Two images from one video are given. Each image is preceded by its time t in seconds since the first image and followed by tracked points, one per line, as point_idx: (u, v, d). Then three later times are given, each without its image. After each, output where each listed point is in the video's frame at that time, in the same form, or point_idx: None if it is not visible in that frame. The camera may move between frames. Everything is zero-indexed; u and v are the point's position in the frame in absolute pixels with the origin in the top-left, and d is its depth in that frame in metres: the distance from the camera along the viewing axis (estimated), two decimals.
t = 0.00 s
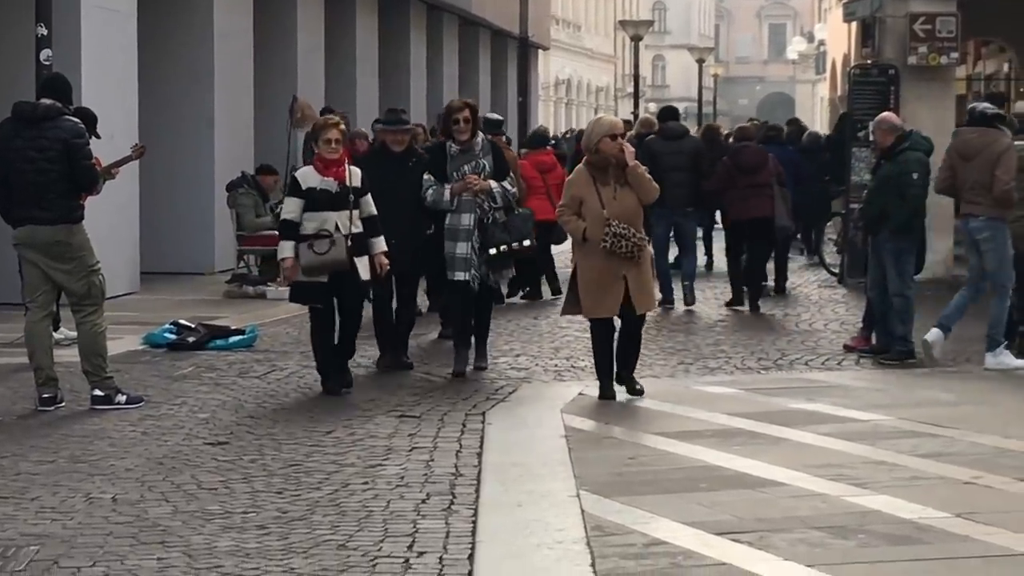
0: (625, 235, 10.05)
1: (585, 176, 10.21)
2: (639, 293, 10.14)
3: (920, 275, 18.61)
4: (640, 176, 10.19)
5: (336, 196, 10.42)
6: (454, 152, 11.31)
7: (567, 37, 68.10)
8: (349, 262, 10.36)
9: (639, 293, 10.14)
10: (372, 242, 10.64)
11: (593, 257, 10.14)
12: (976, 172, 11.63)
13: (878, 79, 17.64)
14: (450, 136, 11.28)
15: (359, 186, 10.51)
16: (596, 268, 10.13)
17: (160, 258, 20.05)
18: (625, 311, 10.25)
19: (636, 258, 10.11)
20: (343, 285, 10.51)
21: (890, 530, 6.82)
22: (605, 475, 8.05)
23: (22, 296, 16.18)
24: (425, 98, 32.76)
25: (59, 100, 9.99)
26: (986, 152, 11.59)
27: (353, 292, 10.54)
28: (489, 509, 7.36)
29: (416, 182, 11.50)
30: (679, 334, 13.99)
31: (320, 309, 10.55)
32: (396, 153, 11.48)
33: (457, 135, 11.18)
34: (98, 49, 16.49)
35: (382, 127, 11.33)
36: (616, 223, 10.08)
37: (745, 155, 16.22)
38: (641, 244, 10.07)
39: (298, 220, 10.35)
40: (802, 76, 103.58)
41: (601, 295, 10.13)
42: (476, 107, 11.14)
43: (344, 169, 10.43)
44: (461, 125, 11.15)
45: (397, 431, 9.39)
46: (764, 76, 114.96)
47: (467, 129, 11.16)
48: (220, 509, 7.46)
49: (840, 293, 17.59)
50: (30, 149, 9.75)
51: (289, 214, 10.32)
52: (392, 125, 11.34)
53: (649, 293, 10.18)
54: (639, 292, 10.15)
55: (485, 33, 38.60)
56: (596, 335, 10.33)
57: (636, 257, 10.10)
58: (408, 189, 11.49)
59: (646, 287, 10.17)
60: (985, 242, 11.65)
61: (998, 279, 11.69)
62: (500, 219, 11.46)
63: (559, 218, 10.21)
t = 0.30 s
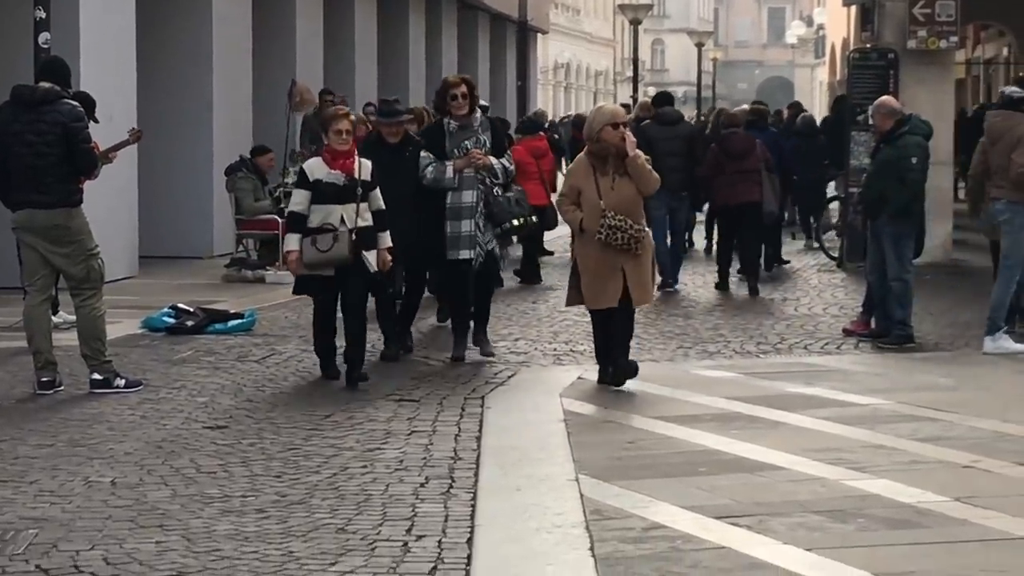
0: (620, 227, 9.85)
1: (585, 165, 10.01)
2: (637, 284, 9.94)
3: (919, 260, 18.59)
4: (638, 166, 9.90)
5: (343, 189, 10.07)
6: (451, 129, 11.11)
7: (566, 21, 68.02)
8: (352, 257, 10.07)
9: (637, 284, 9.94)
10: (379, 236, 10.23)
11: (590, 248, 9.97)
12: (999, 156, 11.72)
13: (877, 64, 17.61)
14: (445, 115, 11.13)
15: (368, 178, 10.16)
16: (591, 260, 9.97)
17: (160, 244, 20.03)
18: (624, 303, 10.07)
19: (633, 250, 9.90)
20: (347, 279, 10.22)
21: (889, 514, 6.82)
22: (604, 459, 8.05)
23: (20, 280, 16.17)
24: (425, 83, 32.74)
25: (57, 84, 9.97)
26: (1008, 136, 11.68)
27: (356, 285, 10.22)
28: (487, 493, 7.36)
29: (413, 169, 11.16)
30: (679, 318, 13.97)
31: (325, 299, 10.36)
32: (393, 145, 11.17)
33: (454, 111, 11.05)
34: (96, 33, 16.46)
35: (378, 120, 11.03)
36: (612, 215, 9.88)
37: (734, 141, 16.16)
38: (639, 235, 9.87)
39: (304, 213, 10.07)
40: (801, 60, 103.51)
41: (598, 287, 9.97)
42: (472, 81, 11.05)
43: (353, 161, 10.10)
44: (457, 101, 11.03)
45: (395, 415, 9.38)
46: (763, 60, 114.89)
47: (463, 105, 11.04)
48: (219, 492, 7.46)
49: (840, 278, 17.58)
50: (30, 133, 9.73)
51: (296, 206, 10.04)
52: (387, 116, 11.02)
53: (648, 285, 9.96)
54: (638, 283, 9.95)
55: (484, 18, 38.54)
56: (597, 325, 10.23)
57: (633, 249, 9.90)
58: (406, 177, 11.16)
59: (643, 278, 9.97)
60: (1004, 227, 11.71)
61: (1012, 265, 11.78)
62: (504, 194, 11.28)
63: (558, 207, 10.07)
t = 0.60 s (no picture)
0: (627, 224, 9.75)
1: (592, 159, 9.89)
2: (638, 283, 9.85)
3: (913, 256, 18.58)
4: (647, 164, 9.84)
5: (346, 179, 9.94)
6: (455, 132, 10.80)
7: (561, 17, 68.01)
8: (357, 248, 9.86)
9: (638, 283, 9.85)
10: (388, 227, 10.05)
11: (593, 243, 9.86)
12: None
13: (871, 60, 17.62)
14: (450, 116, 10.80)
15: (374, 169, 9.98)
16: (594, 255, 9.85)
17: (155, 242, 20.01)
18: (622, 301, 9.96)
19: (636, 248, 9.81)
20: (354, 275, 10.02)
21: (883, 510, 6.83)
22: (599, 455, 8.05)
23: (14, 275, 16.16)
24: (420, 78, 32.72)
25: (53, 80, 9.95)
26: None
27: (361, 279, 10.04)
28: (482, 489, 7.36)
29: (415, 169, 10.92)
30: (673, 314, 13.98)
31: (330, 296, 10.12)
32: (390, 139, 10.97)
33: (459, 116, 10.71)
34: (90, 29, 16.44)
35: (377, 115, 10.78)
36: (619, 211, 9.78)
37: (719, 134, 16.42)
38: (643, 233, 9.78)
39: (308, 205, 9.95)
40: (796, 56, 103.53)
41: (599, 283, 9.84)
42: (479, 85, 10.68)
43: (357, 152, 9.97)
44: (463, 106, 10.69)
45: (390, 411, 9.38)
46: (758, 56, 114.88)
47: (469, 110, 10.70)
48: (213, 488, 7.45)
49: (834, 274, 17.59)
50: (25, 129, 9.72)
51: (301, 198, 9.93)
52: (384, 111, 10.78)
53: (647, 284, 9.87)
54: (638, 281, 9.85)
55: (479, 13, 38.52)
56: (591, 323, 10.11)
57: (636, 247, 9.81)
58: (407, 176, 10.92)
59: (643, 277, 9.88)
60: None
61: None
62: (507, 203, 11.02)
63: (560, 199, 9.92)
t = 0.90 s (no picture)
0: (631, 231, 9.65)
1: (595, 164, 9.74)
2: (639, 290, 9.78)
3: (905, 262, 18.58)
4: (651, 170, 9.68)
5: (348, 193, 9.65)
6: (458, 133, 10.61)
7: (554, 23, 68.03)
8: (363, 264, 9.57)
9: (638, 290, 9.78)
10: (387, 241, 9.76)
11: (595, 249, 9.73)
12: None
13: (863, 67, 17.63)
14: (453, 117, 10.60)
15: (375, 182, 9.71)
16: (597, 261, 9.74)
17: (149, 248, 19.99)
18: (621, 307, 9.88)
19: (637, 255, 9.73)
20: (358, 292, 9.74)
21: (876, 517, 6.83)
22: (591, 462, 8.05)
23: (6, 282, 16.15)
24: (412, 83, 32.71)
25: (46, 86, 9.94)
26: None
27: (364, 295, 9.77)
28: (475, 496, 7.36)
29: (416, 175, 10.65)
30: (666, 321, 13.99)
31: (334, 312, 9.73)
32: (393, 146, 10.66)
33: (462, 118, 10.51)
34: (83, 36, 16.42)
35: (382, 121, 10.45)
36: (624, 218, 9.67)
37: (708, 144, 16.58)
38: (645, 241, 9.70)
39: (308, 220, 9.63)
40: (788, 63, 103.67)
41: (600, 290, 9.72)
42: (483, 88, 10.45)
43: (359, 165, 9.71)
44: (465, 107, 10.48)
45: (382, 418, 9.38)
46: (750, 62, 115.01)
47: (471, 112, 10.48)
48: (205, 495, 7.44)
49: (827, 281, 17.60)
50: (17, 136, 9.71)
51: (300, 213, 9.60)
52: (388, 119, 10.45)
53: (646, 290, 9.81)
54: (638, 288, 9.79)
55: (472, 19, 38.52)
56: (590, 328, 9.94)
57: (638, 254, 9.73)
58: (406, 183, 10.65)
59: (644, 284, 9.81)
60: None
61: None
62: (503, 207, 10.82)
63: (561, 203, 9.76)
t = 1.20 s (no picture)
0: (642, 246, 9.44)
1: (601, 180, 9.54)
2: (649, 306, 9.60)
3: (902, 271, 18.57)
4: (657, 185, 9.57)
5: (356, 196, 9.56)
6: (455, 148, 10.34)
7: (550, 32, 68.08)
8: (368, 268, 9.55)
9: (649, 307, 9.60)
10: (393, 246, 9.76)
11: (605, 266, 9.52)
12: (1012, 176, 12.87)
13: (859, 76, 17.65)
14: (451, 131, 10.34)
15: (380, 187, 9.68)
16: (607, 279, 9.50)
17: (145, 256, 19.98)
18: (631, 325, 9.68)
19: (647, 272, 9.54)
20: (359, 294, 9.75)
21: (873, 527, 6.83)
22: (588, 471, 8.05)
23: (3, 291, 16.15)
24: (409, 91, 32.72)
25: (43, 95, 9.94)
26: None
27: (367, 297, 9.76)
28: (471, 505, 7.36)
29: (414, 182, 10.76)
30: (661, 329, 14.00)
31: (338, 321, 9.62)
32: (390, 153, 10.70)
33: (459, 132, 10.23)
34: (79, 44, 16.43)
35: (375, 127, 10.54)
36: (633, 233, 9.46)
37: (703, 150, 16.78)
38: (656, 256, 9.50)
39: (314, 224, 9.50)
40: (784, 72, 103.79)
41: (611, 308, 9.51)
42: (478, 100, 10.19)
43: (365, 168, 9.60)
44: (460, 122, 10.21)
45: (378, 427, 9.37)
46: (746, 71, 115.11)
47: (466, 127, 10.21)
48: (202, 504, 7.44)
49: (823, 290, 17.61)
50: (12, 144, 9.70)
51: (306, 216, 9.46)
52: (382, 125, 10.54)
53: (655, 307, 9.63)
54: (648, 305, 9.62)
55: (468, 27, 38.55)
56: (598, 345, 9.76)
57: (648, 270, 9.52)
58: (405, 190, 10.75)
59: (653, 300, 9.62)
60: None
61: None
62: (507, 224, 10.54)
63: (568, 221, 9.52)
